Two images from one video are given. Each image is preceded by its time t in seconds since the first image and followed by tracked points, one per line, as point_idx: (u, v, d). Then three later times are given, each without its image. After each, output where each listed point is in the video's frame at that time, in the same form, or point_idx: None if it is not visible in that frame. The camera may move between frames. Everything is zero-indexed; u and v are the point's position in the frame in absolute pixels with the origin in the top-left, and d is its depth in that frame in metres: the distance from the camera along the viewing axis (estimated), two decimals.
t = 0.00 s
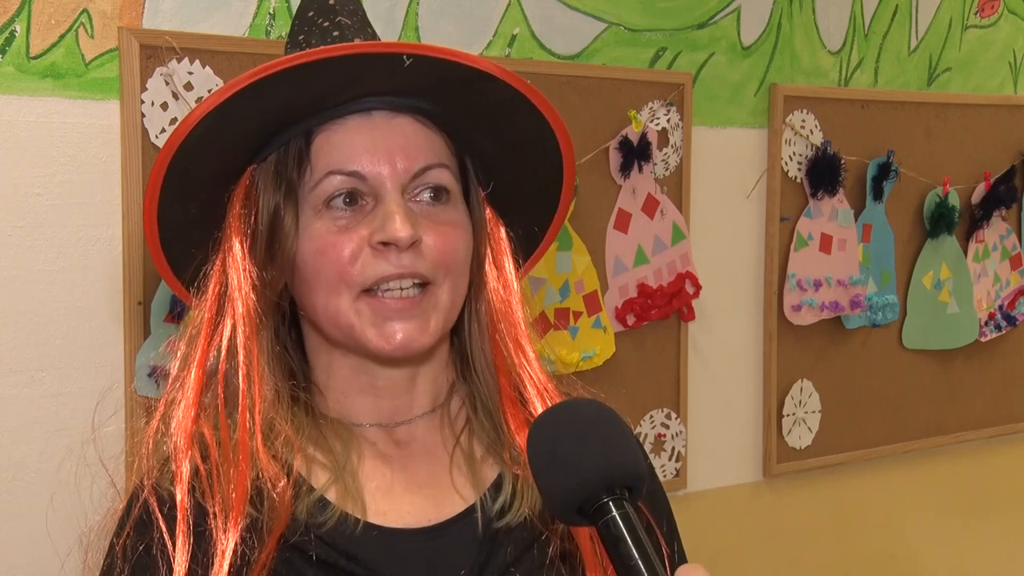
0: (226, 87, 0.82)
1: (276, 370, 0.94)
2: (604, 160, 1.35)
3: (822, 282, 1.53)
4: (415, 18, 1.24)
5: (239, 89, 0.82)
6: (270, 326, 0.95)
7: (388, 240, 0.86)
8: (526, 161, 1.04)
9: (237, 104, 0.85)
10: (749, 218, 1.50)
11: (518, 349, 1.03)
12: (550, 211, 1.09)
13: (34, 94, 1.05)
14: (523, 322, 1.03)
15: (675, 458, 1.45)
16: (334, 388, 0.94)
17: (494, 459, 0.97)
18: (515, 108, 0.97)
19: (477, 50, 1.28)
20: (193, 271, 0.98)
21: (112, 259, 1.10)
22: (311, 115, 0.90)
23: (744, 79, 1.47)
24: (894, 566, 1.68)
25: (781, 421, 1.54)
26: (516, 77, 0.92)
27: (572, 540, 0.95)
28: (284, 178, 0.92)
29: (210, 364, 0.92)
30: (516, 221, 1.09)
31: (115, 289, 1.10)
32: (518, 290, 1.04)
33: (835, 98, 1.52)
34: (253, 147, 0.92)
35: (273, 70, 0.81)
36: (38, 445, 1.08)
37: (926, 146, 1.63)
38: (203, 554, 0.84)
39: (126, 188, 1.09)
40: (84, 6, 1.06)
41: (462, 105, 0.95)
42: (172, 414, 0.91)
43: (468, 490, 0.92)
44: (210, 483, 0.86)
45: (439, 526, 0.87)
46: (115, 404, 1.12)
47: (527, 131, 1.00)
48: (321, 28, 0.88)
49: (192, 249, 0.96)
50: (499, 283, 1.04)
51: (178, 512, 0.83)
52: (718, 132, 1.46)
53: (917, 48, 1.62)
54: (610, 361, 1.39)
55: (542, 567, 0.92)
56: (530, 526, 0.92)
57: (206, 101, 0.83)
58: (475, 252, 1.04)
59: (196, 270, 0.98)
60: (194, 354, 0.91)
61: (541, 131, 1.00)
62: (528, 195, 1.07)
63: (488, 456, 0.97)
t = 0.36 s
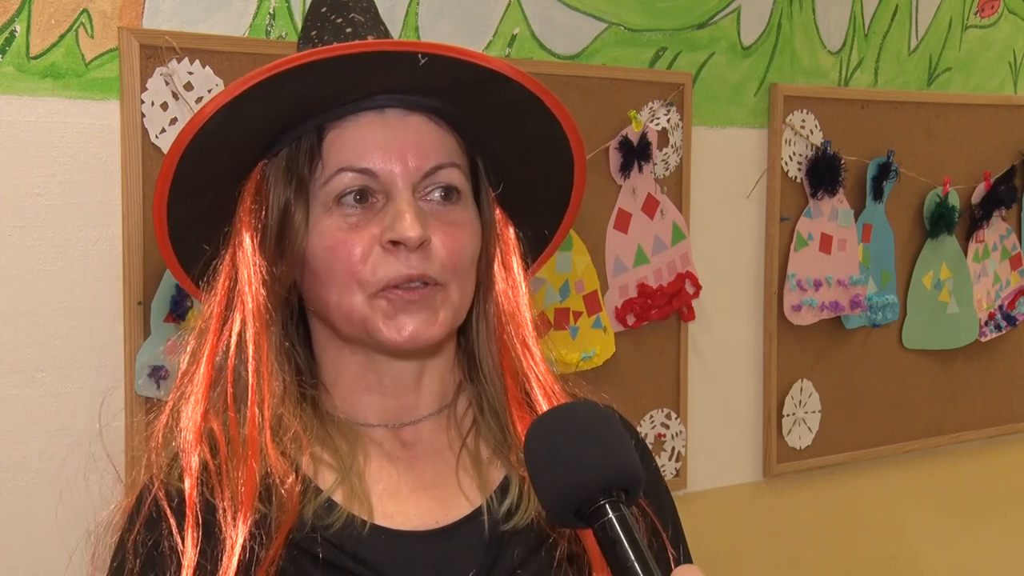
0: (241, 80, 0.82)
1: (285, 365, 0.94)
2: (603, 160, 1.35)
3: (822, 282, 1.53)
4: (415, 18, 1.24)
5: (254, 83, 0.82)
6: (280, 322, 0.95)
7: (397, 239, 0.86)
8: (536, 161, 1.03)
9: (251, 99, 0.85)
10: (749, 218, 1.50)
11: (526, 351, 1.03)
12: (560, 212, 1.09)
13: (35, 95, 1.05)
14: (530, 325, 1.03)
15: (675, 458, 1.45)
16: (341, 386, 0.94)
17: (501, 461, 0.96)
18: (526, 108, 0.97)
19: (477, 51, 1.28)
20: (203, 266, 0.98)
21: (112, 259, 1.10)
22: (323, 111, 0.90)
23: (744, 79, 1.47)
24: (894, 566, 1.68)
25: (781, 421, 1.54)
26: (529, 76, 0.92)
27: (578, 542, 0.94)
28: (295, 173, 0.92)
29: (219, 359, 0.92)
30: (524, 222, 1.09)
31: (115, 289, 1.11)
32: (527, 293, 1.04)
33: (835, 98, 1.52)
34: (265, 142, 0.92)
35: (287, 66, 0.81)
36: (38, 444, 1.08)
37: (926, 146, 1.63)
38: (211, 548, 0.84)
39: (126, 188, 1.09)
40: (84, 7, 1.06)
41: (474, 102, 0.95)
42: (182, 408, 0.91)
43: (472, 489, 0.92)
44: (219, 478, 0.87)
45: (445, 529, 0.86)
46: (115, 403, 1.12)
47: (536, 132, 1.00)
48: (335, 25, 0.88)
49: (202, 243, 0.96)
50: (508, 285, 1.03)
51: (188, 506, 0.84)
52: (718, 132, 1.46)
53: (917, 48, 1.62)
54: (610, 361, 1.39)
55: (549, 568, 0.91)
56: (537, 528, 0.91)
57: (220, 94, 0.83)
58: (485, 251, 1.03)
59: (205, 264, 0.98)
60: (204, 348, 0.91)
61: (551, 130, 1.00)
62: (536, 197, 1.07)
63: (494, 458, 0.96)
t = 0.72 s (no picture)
0: (264, 81, 0.83)
1: (306, 365, 0.94)
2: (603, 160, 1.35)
3: (822, 282, 1.53)
4: (415, 19, 1.24)
5: (277, 84, 0.83)
6: (301, 322, 0.95)
7: (419, 239, 0.86)
8: (555, 162, 1.03)
9: (273, 101, 0.85)
10: (749, 218, 1.50)
11: (547, 351, 1.01)
12: (579, 213, 1.08)
13: (35, 95, 1.05)
14: (551, 324, 1.02)
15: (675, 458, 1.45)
16: (362, 384, 0.93)
17: (520, 461, 0.94)
18: (545, 111, 0.97)
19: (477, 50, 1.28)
20: (225, 266, 0.98)
21: (112, 259, 1.10)
22: (346, 112, 0.90)
23: (745, 79, 1.47)
24: (894, 566, 1.68)
25: (781, 421, 1.54)
26: (549, 77, 0.92)
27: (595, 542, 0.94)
28: (317, 175, 0.92)
29: (241, 359, 0.92)
30: (544, 221, 1.09)
31: (115, 289, 1.10)
32: (548, 293, 1.03)
33: (835, 98, 1.52)
34: (288, 142, 0.92)
35: (310, 67, 0.82)
36: (38, 445, 1.08)
37: (926, 146, 1.63)
38: (232, 546, 0.84)
39: (126, 188, 1.08)
40: (84, 6, 1.06)
41: (497, 101, 0.94)
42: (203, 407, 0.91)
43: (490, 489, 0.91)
44: (240, 477, 0.87)
45: (466, 530, 0.85)
46: (115, 404, 1.12)
47: (554, 131, 1.00)
48: (356, 28, 0.88)
49: (225, 244, 0.96)
50: (528, 284, 1.02)
51: (208, 504, 0.84)
52: (718, 132, 1.46)
53: (917, 48, 1.62)
54: (610, 361, 1.39)
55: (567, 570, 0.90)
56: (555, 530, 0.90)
57: (244, 95, 0.84)
58: (505, 253, 1.02)
59: (228, 265, 0.98)
60: (225, 348, 0.91)
61: (566, 130, 1.00)
62: (554, 200, 1.07)
63: (514, 459, 0.94)
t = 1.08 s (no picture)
0: (293, 105, 0.81)
1: (334, 385, 0.93)
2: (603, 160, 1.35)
3: (822, 282, 1.53)
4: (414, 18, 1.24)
5: (307, 106, 0.81)
6: (329, 342, 0.94)
7: (446, 259, 0.84)
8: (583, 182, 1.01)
9: (302, 122, 0.83)
10: (749, 218, 1.50)
11: (572, 368, 1.00)
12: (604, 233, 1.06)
13: (35, 95, 1.05)
14: (577, 344, 1.01)
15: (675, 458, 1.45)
16: (388, 405, 0.93)
17: (544, 480, 0.94)
18: (571, 132, 0.95)
19: (477, 50, 1.28)
20: (254, 288, 0.97)
21: (112, 259, 1.10)
22: (373, 133, 0.89)
23: (745, 79, 1.47)
24: (894, 566, 1.68)
25: (780, 421, 1.54)
26: (575, 97, 0.89)
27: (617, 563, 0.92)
28: (345, 197, 0.91)
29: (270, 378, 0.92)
30: (570, 241, 1.06)
31: (115, 289, 1.10)
32: (575, 311, 1.02)
33: (834, 98, 1.52)
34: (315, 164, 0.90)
35: (339, 90, 0.80)
36: (38, 444, 1.08)
37: (926, 146, 1.63)
38: (260, 563, 0.84)
39: (126, 188, 1.08)
40: (84, 6, 1.06)
41: (526, 121, 0.92)
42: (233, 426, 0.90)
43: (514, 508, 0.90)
44: (268, 496, 0.86)
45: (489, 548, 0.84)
46: (116, 404, 1.12)
47: (580, 151, 0.97)
48: (383, 50, 0.86)
49: (256, 265, 0.95)
50: (555, 303, 1.02)
51: (236, 522, 0.83)
52: (718, 132, 1.46)
53: (917, 48, 1.62)
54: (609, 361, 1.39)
55: None
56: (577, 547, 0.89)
57: (274, 118, 0.82)
58: (532, 272, 1.01)
59: (257, 286, 0.97)
60: (255, 367, 0.90)
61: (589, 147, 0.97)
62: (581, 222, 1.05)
63: (538, 476, 0.94)
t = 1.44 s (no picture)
0: (308, 110, 0.81)
1: (349, 388, 0.93)
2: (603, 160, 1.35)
3: (822, 282, 1.53)
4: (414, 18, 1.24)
5: (321, 112, 0.81)
6: (345, 345, 0.94)
7: (459, 261, 0.84)
8: (597, 189, 1.01)
9: (317, 128, 0.84)
10: (749, 218, 1.50)
11: (586, 371, 0.99)
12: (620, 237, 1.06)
13: (35, 95, 1.05)
14: (592, 346, 1.00)
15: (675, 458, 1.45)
16: (407, 407, 0.92)
17: (559, 481, 0.93)
18: (585, 136, 0.94)
19: (477, 50, 1.28)
20: (271, 290, 0.98)
21: (112, 259, 1.10)
22: (387, 138, 0.89)
23: (745, 79, 1.47)
24: (894, 566, 1.68)
25: (780, 421, 1.54)
26: (586, 102, 0.89)
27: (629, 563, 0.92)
28: (361, 201, 0.91)
29: (286, 382, 0.92)
30: (584, 245, 1.06)
31: (115, 290, 1.10)
32: (589, 313, 1.02)
33: (834, 98, 1.52)
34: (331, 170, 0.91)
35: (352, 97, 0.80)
36: (38, 445, 1.08)
37: (926, 146, 1.63)
38: (275, 563, 0.83)
39: (126, 188, 1.08)
40: (84, 6, 1.06)
41: (542, 126, 0.92)
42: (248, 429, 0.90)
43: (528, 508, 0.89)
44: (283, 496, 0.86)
45: (500, 547, 0.84)
46: (116, 404, 1.12)
47: (594, 157, 0.97)
48: (401, 58, 0.86)
49: (273, 268, 0.96)
50: (569, 305, 1.01)
51: (252, 522, 0.83)
52: (718, 132, 1.46)
53: (917, 48, 1.62)
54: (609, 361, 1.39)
55: None
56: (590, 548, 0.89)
57: (290, 123, 0.82)
58: (546, 276, 1.01)
59: (274, 289, 0.97)
60: (271, 370, 0.91)
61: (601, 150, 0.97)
62: (596, 228, 1.05)
63: (552, 477, 0.93)
